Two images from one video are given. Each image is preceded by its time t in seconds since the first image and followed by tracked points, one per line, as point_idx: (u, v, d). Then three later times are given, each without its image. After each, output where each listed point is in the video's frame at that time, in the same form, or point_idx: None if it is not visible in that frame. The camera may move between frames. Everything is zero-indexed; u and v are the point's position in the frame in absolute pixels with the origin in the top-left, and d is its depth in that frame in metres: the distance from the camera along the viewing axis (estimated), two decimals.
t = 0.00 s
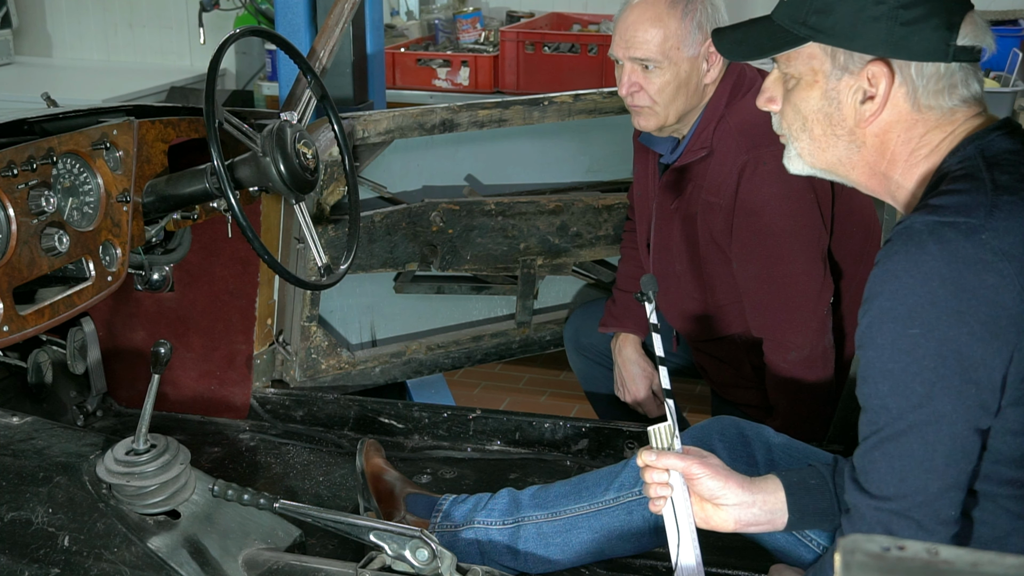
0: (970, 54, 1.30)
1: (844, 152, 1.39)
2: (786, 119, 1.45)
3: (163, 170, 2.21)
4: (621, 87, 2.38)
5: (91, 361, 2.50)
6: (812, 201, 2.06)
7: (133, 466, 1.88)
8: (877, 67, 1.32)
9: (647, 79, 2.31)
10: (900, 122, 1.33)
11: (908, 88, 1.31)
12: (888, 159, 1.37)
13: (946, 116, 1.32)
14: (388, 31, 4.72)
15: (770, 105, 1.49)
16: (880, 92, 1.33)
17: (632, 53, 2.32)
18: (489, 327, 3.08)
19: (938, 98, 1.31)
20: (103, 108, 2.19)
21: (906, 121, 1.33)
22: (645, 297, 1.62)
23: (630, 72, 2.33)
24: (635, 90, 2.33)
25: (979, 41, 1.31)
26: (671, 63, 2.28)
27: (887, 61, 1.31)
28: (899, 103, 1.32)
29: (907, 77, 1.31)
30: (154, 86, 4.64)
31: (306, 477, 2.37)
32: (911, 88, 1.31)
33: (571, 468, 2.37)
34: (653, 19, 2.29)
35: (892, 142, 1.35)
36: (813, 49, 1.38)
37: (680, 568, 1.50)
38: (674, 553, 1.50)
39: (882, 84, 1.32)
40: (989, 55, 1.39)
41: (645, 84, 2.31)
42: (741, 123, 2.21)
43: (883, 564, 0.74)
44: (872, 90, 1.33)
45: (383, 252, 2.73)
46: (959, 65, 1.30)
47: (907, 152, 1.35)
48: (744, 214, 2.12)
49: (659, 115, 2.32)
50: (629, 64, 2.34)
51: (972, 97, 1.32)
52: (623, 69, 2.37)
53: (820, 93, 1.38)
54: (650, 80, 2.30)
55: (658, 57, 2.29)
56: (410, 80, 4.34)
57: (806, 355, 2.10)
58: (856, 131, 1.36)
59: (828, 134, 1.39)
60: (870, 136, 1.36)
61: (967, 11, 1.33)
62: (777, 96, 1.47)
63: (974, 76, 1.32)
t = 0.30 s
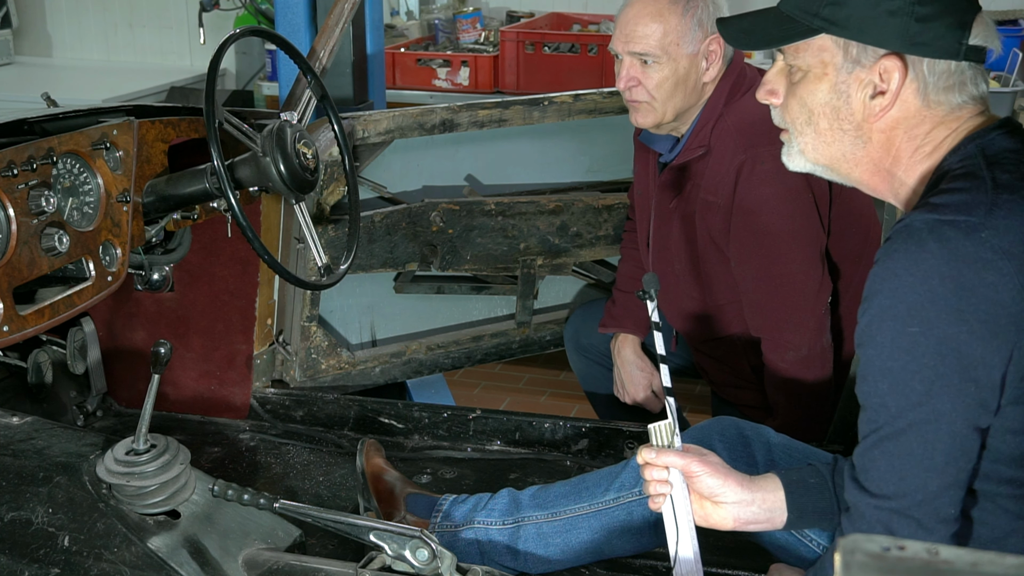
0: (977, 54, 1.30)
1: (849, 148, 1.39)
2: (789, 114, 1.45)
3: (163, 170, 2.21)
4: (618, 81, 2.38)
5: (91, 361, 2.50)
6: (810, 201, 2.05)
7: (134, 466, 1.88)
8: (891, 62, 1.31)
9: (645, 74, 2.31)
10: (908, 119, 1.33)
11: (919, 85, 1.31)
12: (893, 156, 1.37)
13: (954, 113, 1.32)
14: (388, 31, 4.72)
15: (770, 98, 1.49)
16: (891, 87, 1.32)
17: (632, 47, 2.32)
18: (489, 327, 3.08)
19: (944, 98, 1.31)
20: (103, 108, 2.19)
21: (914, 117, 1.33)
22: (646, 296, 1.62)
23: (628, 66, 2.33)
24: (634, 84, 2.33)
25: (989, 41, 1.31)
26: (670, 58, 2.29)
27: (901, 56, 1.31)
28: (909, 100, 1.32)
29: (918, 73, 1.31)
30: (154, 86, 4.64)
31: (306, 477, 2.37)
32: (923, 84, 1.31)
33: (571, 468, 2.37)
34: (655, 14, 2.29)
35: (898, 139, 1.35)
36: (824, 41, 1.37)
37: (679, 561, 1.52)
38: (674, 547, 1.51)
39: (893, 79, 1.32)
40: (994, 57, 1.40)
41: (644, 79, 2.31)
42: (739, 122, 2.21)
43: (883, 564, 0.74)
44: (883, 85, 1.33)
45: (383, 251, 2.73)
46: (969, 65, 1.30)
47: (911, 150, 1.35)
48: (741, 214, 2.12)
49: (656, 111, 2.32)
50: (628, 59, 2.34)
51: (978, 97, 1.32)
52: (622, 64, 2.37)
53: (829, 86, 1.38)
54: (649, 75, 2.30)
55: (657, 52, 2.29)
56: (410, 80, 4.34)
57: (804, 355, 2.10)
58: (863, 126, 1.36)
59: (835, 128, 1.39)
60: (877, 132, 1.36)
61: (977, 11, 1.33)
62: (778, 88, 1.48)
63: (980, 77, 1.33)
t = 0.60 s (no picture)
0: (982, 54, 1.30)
1: (853, 149, 1.39)
2: (791, 117, 1.45)
3: (163, 170, 2.21)
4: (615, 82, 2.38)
5: (91, 361, 2.50)
6: (807, 202, 2.05)
7: (133, 466, 1.87)
8: (895, 63, 1.31)
9: (642, 75, 2.31)
10: (913, 120, 1.33)
11: (924, 85, 1.31)
12: (896, 156, 1.37)
13: (958, 113, 1.32)
14: (388, 31, 4.72)
15: (774, 101, 1.49)
16: (897, 89, 1.32)
17: (629, 49, 2.32)
18: (489, 327, 3.08)
19: (956, 98, 1.31)
20: (103, 108, 2.19)
21: (919, 118, 1.33)
22: (646, 296, 1.62)
23: (625, 68, 2.33)
24: (631, 85, 2.32)
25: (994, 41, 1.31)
26: (666, 59, 2.29)
27: (906, 58, 1.30)
28: (914, 100, 1.32)
29: (924, 74, 1.30)
30: (154, 86, 4.64)
31: (305, 477, 2.37)
32: (928, 84, 1.31)
33: (570, 468, 2.37)
34: (652, 15, 2.29)
35: (902, 140, 1.35)
36: (828, 43, 1.37)
37: (679, 563, 1.51)
38: (674, 549, 1.50)
39: (899, 80, 1.32)
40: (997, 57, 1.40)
41: (641, 80, 2.31)
42: (735, 123, 2.20)
43: (883, 564, 0.74)
44: (889, 86, 1.33)
45: (383, 252, 2.73)
46: (973, 65, 1.30)
47: (915, 149, 1.35)
48: (739, 215, 2.11)
49: (654, 111, 2.32)
50: (625, 60, 2.34)
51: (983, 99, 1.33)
52: (619, 65, 2.36)
53: (834, 87, 1.37)
54: (646, 76, 2.30)
55: (654, 52, 2.29)
56: (410, 80, 4.34)
57: (804, 355, 2.11)
58: (867, 127, 1.36)
59: (839, 130, 1.38)
60: (882, 133, 1.36)
61: (981, 11, 1.33)
62: (782, 91, 1.47)
63: (983, 78, 1.33)
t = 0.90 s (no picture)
0: (983, 48, 1.31)
1: (859, 150, 1.38)
2: (793, 119, 1.43)
3: (163, 170, 2.21)
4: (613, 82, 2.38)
5: (91, 362, 2.49)
6: (806, 201, 2.05)
7: (133, 466, 1.87)
8: (904, 59, 1.31)
9: (640, 75, 2.31)
10: (920, 117, 1.33)
11: (932, 82, 1.31)
12: (901, 154, 1.37)
13: (962, 108, 1.33)
14: (389, 31, 4.72)
15: (775, 105, 1.46)
16: (905, 86, 1.32)
17: (626, 48, 2.32)
18: (489, 327, 3.08)
19: (961, 93, 1.32)
20: (103, 108, 2.19)
21: (926, 115, 1.33)
22: (641, 300, 1.62)
23: (623, 68, 2.33)
24: (629, 85, 2.32)
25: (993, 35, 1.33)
26: (664, 59, 2.29)
27: (914, 54, 1.30)
28: (922, 97, 1.32)
29: (931, 70, 1.31)
30: (154, 86, 4.64)
31: (306, 477, 2.37)
32: (935, 80, 1.31)
33: (570, 468, 2.37)
34: (649, 15, 2.29)
35: (908, 138, 1.35)
36: (832, 44, 1.36)
37: (680, 567, 1.50)
38: (674, 550, 1.50)
39: (907, 76, 1.31)
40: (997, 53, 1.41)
41: (639, 80, 2.31)
42: (733, 123, 2.21)
43: (883, 564, 0.74)
44: (897, 84, 1.32)
45: (383, 251, 2.73)
46: (978, 60, 1.32)
47: (920, 148, 1.35)
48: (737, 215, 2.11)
49: (652, 111, 2.32)
50: (623, 60, 2.34)
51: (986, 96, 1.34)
52: (616, 65, 2.36)
53: (841, 88, 1.36)
54: (643, 75, 2.30)
55: (652, 52, 2.29)
56: (410, 80, 4.34)
57: (804, 355, 2.11)
58: (874, 126, 1.35)
59: (846, 130, 1.37)
60: (888, 132, 1.35)
61: (980, 6, 1.35)
62: (783, 96, 1.45)
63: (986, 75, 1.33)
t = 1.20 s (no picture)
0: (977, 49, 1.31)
1: (857, 153, 1.38)
2: (790, 125, 1.43)
3: (163, 170, 2.21)
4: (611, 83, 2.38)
5: (91, 361, 2.48)
6: (806, 201, 2.05)
7: (134, 466, 1.87)
8: (898, 62, 1.31)
9: (637, 76, 2.31)
10: (916, 119, 1.33)
11: (927, 84, 1.31)
12: (899, 157, 1.36)
13: (958, 110, 1.33)
14: (388, 31, 4.72)
15: (773, 112, 1.47)
16: (901, 89, 1.32)
17: (624, 49, 2.32)
18: (489, 327, 3.08)
19: (956, 95, 1.32)
20: (103, 108, 2.19)
21: (922, 117, 1.33)
22: (641, 300, 1.61)
23: (621, 68, 2.33)
24: (627, 86, 2.32)
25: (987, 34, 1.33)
26: (661, 59, 2.29)
27: (908, 57, 1.31)
28: (918, 99, 1.32)
29: (926, 72, 1.31)
30: (154, 86, 4.64)
31: (306, 477, 2.37)
32: (930, 82, 1.31)
33: (570, 468, 2.37)
34: (646, 16, 2.30)
35: (905, 141, 1.35)
36: (827, 49, 1.36)
37: (680, 568, 1.51)
38: (674, 552, 1.50)
39: (902, 79, 1.31)
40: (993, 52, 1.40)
41: (636, 80, 2.31)
42: (731, 123, 2.21)
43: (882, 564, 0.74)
44: (892, 87, 1.32)
45: (383, 252, 2.73)
46: (972, 60, 1.31)
47: (916, 150, 1.35)
48: (737, 215, 2.11)
49: (650, 111, 2.31)
50: (620, 61, 2.34)
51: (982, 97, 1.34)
52: (614, 66, 2.36)
53: (836, 93, 1.36)
54: (641, 76, 2.30)
55: (649, 53, 2.29)
56: (410, 80, 4.34)
57: (804, 354, 2.10)
58: (871, 130, 1.35)
59: (843, 135, 1.37)
60: (885, 134, 1.35)
61: (974, 6, 1.34)
62: (780, 103, 1.45)
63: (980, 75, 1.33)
